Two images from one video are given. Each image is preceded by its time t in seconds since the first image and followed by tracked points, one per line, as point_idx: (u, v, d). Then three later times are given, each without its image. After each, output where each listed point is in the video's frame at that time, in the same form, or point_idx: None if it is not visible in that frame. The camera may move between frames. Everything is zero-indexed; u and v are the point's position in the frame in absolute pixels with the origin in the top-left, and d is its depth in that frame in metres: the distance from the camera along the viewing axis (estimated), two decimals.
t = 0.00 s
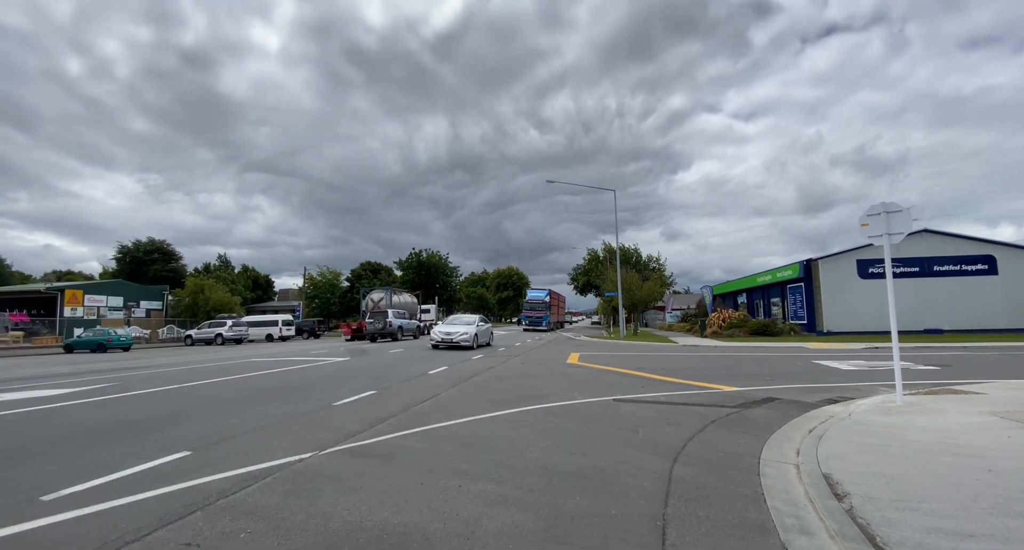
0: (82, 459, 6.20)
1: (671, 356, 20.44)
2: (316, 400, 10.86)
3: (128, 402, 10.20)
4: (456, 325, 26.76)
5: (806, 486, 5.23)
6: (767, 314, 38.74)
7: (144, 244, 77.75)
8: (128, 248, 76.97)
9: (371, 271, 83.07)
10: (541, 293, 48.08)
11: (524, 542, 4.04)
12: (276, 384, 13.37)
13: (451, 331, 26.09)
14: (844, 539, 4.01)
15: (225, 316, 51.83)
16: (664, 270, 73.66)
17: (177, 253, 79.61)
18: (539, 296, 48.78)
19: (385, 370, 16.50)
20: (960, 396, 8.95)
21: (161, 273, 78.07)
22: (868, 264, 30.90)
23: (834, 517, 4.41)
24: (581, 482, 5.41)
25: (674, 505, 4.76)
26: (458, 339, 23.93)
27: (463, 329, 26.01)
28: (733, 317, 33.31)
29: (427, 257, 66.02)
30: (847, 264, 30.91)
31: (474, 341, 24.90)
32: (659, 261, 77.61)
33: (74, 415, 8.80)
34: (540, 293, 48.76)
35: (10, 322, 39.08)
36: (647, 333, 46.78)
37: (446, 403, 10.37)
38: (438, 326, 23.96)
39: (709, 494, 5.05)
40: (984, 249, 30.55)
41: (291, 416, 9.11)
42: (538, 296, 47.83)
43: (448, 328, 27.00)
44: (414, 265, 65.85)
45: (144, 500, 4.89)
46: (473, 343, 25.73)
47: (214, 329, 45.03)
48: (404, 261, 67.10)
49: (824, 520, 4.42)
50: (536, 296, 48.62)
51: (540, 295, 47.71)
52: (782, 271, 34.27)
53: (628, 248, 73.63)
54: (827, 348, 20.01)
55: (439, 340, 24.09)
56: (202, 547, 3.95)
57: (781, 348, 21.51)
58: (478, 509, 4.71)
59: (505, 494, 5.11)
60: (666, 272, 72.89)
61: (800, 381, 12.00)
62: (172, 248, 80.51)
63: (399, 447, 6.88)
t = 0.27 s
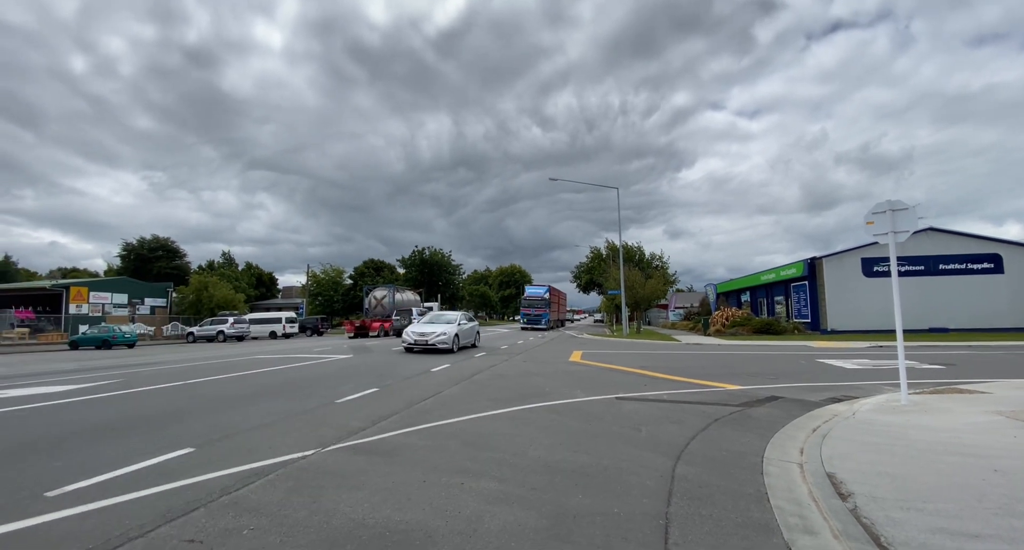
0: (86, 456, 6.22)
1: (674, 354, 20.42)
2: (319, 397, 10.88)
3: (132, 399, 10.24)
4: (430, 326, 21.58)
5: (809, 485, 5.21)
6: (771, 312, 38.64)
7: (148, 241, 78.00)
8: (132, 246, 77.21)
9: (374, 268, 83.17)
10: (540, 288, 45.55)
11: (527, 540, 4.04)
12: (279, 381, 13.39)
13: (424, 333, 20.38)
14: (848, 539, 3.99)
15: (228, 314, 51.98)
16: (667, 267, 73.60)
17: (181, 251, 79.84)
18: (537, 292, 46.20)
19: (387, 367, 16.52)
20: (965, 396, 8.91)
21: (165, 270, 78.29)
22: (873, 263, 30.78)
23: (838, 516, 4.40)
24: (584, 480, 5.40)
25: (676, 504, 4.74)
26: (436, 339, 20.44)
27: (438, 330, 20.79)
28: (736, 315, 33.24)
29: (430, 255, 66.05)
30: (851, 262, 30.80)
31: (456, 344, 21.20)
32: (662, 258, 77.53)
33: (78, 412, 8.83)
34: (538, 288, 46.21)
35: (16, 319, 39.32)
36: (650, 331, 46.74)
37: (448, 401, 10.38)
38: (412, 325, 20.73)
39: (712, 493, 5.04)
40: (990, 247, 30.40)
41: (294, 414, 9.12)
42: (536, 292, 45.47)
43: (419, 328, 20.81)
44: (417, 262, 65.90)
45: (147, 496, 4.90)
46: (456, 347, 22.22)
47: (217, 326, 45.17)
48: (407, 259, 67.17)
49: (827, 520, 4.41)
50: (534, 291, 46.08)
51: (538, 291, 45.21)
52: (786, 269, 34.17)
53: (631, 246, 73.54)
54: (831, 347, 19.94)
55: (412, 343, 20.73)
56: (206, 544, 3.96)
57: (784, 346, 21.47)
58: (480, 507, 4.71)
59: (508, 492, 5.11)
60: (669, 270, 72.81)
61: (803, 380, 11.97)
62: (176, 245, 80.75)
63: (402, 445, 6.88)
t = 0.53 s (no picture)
0: (91, 450, 6.24)
1: (676, 353, 20.37)
2: (323, 394, 10.89)
3: (136, 394, 10.28)
4: (397, 327, 18.45)
5: (813, 484, 5.19)
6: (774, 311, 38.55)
7: (153, 237, 78.30)
8: (137, 241, 77.51)
9: (377, 265, 83.24)
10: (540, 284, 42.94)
11: (530, 537, 4.03)
12: (283, 377, 13.42)
13: (386, 334, 17.29)
14: (853, 538, 3.98)
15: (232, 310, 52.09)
16: (670, 266, 73.50)
17: (186, 247, 80.10)
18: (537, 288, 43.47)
19: (390, 364, 16.55)
20: (971, 396, 8.87)
21: (169, 266, 78.53)
22: (878, 262, 30.67)
23: (842, 515, 4.38)
24: (587, 478, 5.40)
25: (680, 502, 4.73)
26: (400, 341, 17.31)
27: (405, 330, 17.77)
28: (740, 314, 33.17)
29: (433, 252, 66.06)
30: (856, 261, 30.70)
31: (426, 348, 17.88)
32: (665, 257, 77.42)
33: (82, 406, 8.87)
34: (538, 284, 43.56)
35: (22, 314, 39.52)
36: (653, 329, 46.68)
37: (451, 398, 10.38)
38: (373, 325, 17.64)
39: (716, 491, 5.03)
40: (996, 247, 30.26)
41: (297, 410, 9.14)
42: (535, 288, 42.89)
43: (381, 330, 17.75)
44: (420, 259, 65.95)
45: (152, 491, 4.91)
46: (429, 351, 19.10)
47: (220, 322, 45.27)
48: (410, 256, 67.22)
49: (832, 519, 4.39)
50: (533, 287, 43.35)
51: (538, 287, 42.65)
52: (790, 267, 34.06)
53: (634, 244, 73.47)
54: (835, 346, 19.85)
55: (373, 346, 17.65)
56: (210, 538, 3.97)
57: (787, 345, 21.42)
58: (483, 503, 4.71)
59: (510, 489, 5.11)
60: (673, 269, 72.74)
61: (808, 379, 11.93)
62: (180, 242, 81.01)
63: (405, 441, 6.89)
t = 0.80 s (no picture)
0: (94, 443, 6.25)
1: (679, 352, 20.34)
2: (325, 389, 10.90)
3: (140, 388, 10.30)
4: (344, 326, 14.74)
5: (817, 485, 5.17)
6: (778, 311, 38.47)
7: (158, 232, 78.66)
8: (142, 236, 77.89)
9: (380, 262, 83.37)
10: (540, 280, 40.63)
11: (532, 535, 4.02)
12: (286, 372, 13.45)
13: (324, 335, 13.63)
14: (856, 540, 3.95)
15: (236, 305, 52.26)
16: (674, 265, 73.40)
17: (191, 242, 80.42)
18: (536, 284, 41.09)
19: (393, 360, 16.55)
20: (976, 398, 8.81)
21: (174, 261, 78.85)
22: (883, 262, 30.55)
23: (846, 517, 4.36)
24: (589, 477, 5.38)
25: (682, 502, 4.71)
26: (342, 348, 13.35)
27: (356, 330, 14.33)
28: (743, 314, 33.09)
29: (437, 249, 66.11)
30: (861, 262, 30.58)
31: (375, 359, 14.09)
32: (669, 256, 77.29)
33: (86, 399, 8.90)
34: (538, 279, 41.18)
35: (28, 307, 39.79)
36: (656, 328, 46.63)
37: (454, 395, 10.38)
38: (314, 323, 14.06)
39: (719, 491, 5.00)
40: (1003, 248, 30.08)
41: (300, 405, 9.14)
42: (535, 284, 40.63)
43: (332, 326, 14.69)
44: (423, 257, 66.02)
45: (155, 484, 4.92)
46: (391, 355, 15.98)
47: (224, 317, 45.41)
48: (413, 253, 67.29)
49: (835, 521, 4.37)
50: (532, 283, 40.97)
51: (537, 283, 40.40)
52: (794, 267, 33.95)
53: (637, 243, 73.38)
54: (839, 347, 19.78)
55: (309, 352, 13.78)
56: (213, 532, 3.97)
57: (791, 346, 21.36)
58: (485, 501, 4.70)
59: (512, 487, 5.10)
60: (676, 268, 72.64)
61: (811, 380, 11.89)
62: (185, 237, 81.31)
63: (407, 437, 6.89)
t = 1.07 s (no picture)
0: (97, 437, 6.26)
1: (683, 351, 20.28)
2: (328, 385, 10.90)
3: (143, 382, 10.34)
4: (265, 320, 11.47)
5: (820, 486, 5.14)
6: (782, 311, 38.34)
7: (163, 228, 78.96)
8: (148, 232, 78.20)
9: (384, 259, 83.48)
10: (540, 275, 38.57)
11: (532, 533, 4.00)
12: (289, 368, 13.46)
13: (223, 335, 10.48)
14: (859, 541, 3.92)
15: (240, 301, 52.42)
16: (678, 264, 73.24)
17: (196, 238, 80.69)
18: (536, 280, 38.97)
19: (395, 357, 16.54)
20: (982, 399, 8.75)
21: (180, 257, 79.11)
22: (889, 263, 30.39)
23: (849, 518, 4.32)
24: (590, 475, 5.35)
25: (683, 501, 4.69)
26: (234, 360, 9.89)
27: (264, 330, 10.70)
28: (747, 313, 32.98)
29: (440, 246, 66.13)
30: (867, 262, 30.44)
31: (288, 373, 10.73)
32: (673, 255, 77.13)
33: (89, 393, 8.92)
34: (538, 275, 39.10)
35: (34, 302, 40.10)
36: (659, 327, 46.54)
37: (456, 392, 10.37)
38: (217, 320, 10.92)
39: (721, 490, 4.98)
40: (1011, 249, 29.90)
41: (302, 401, 9.15)
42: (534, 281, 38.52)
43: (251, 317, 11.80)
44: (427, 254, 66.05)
45: (157, 478, 4.93)
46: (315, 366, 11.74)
47: (228, 312, 45.58)
48: (417, 250, 67.36)
49: (837, 521, 4.34)
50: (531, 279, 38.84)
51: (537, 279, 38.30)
52: (799, 267, 33.81)
53: (641, 242, 73.25)
54: (844, 347, 19.67)
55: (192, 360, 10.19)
56: (214, 526, 3.98)
57: (795, 346, 21.27)
58: (487, 498, 4.68)
59: (513, 484, 5.08)
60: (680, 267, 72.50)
61: (815, 380, 11.83)
62: (190, 232, 81.58)
63: (409, 434, 6.88)
